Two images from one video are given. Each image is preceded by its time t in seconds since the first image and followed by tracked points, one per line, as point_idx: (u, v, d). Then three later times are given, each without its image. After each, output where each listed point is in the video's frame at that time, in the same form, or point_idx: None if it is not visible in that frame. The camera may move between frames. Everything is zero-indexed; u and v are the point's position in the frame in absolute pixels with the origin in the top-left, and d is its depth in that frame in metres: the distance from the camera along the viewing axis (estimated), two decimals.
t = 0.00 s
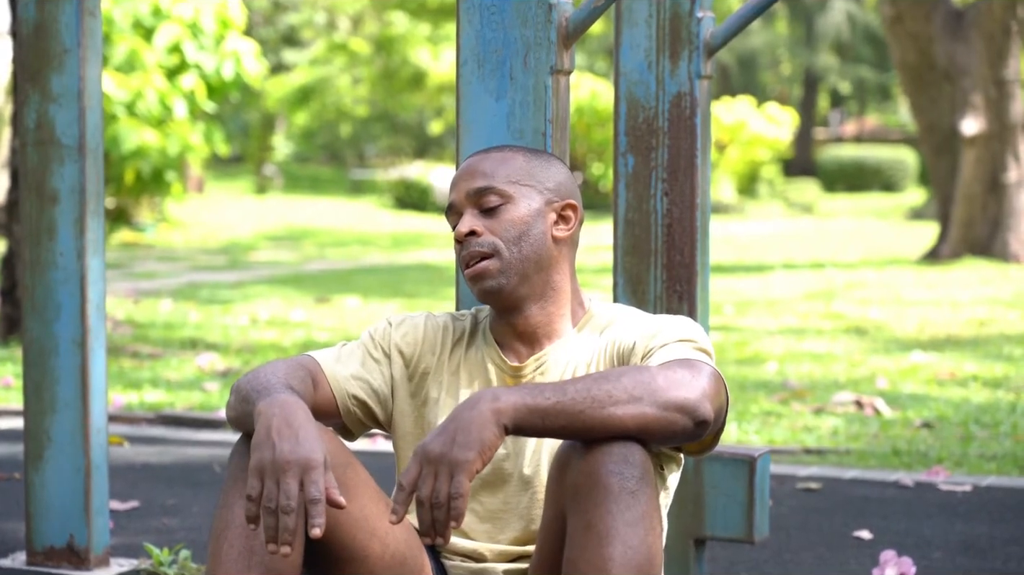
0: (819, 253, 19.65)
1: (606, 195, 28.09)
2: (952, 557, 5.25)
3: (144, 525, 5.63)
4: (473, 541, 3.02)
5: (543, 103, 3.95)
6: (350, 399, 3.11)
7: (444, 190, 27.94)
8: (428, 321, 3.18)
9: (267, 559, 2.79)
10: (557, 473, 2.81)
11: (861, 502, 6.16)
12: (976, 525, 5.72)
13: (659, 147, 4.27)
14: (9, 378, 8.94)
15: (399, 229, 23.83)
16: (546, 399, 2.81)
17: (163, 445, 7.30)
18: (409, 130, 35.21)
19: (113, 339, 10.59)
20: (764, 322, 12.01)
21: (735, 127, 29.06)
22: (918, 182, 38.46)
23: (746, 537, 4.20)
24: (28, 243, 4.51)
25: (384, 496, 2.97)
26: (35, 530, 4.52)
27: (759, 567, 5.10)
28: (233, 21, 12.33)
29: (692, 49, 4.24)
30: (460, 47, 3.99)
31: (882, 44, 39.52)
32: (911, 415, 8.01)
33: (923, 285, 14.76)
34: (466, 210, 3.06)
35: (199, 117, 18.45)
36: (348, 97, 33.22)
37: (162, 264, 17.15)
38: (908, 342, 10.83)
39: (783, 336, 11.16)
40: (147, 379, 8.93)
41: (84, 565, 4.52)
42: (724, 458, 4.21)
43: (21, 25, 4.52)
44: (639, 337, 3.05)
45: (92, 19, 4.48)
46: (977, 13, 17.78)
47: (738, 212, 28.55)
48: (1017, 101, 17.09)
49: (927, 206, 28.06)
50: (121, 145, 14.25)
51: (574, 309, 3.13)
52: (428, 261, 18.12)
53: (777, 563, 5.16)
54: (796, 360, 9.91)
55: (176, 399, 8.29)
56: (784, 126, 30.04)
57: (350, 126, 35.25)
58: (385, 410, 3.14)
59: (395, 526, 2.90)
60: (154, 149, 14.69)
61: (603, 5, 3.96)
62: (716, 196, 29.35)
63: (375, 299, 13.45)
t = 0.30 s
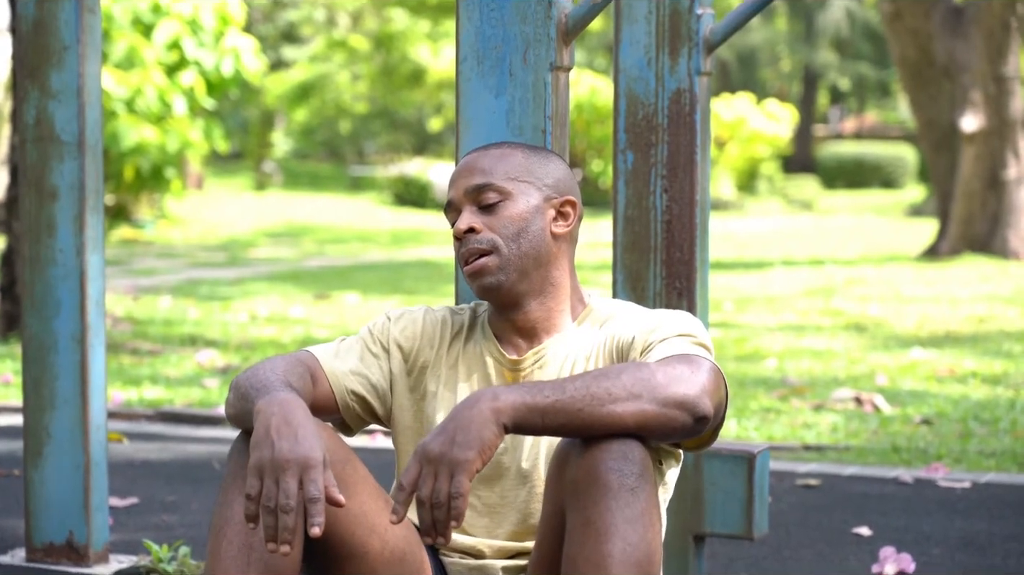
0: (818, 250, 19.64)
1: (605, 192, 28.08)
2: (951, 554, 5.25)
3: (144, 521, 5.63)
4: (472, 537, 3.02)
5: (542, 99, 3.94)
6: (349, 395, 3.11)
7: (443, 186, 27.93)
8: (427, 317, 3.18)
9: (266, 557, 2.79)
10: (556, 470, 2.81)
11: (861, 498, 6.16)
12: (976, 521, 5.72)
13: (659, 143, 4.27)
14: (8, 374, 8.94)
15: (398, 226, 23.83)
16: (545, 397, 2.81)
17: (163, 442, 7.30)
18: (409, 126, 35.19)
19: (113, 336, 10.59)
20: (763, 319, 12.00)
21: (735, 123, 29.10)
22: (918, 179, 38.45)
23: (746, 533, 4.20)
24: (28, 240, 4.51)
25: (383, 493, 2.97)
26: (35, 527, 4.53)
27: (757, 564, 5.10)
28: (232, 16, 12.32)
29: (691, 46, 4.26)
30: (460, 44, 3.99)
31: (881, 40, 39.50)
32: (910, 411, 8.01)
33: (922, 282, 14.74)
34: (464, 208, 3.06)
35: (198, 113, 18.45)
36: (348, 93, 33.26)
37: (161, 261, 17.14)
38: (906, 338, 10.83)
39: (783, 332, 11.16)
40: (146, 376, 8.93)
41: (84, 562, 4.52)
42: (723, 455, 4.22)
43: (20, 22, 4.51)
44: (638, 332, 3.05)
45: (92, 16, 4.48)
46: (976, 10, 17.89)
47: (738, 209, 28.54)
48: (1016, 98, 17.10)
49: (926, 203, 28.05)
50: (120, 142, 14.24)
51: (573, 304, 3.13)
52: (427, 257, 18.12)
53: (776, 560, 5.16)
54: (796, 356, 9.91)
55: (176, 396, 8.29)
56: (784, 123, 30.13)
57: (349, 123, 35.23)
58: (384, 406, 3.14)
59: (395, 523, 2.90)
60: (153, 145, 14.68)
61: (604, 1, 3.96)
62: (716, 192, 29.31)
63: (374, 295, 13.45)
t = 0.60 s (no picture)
0: (817, 247, 19.64)
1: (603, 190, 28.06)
2: (950, 552, 5.25)
3: (143, 519, 5.63)
4: (472, 535, 3.02)
5: (542, 96, 3.94)
6: (348, 393, 3.11)
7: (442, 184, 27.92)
8: (426, 315, 3.17)
9: (265, 555, 2.79)
10: (555, 467, 2.82)
11: (860, 496, 6.16)
12: (975, 519, 5.73)
13: (658, 141, 4.27)
14: (8, 371, 8.93)
15: (397, 224, 23.83)
16: (544, 395, 2.81)
17: (162, 440, 7.30)
18: (408, 124, 35.15)
19: (112, 334, 10.59)
20: (763, 317, 11.99)
21: (734, 121, 29.21)
22: (918, 176, 38.46)
23: (745, 532, 4.20)
24: (28, 238, 4.51)
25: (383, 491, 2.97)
26: (34, 526, 4.53)
27: (757, 561, 5.10)
28: (232, 15, 12.23)
29: (691, 43, 4.26)
30: (459, 41, 3.99)
31: (880, 38, 39.49)
32: (909, 409, 8.01)
33: (922, 280, 14.72)
34: (463, 206, 3.07)
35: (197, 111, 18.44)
36: (347, 91, 33.30)
37: (160, 259, 17.13)
38: (906, 337, 10.83)
39: (782, 330, 11.16)
40: (145, 374, 8.93)
41: (83, 560, 4.52)
42: (723, 452, 4.22)
43: (19, 19, 4.51)
44: (638, 329, 3.05)
45: (91, 14, 4.48)
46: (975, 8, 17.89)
47: (737, 207, 28.53)
48: (1016, 96, 17.11)
49: (926, 201, 28.04)
50: (119, 140, 14.23)
51: (572, 301, 3.13)
52: (426, 255, 18.13)
53: (776, 558, 5.16)
54: (796, 354, 9.92)
55: (175, 394, 8.29)
56: (784, 121, 30.19)
57: (349, 121, 35.22)
58: (383, 403, 3.14)
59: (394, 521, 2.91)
60: (152, 143, 14.67)
61: None
62: (715, 190, 29.29)
63: (373, 293, 13.44)
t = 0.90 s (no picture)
0: (818, 249, 19.63)
1: (604, 191, 28.05)
2: (950, 552, 5.25)
3: (144, 521, 5.63)
4: (472, 537, 3.02)
5: (542, 98, 3.94)
6: (348, 395, 3.11)
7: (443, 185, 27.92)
8: (426, 318, 3.18)
9: (266, 555, 2.78)
10: (556, 468, 2.82)
11: (861, 497, 6.16)
12: (975, 520, 5.73)
13: (658, 142, 4.27)
14: (8, 373, 8.93)
15: (397, 225, 23.83)
16: (546, 394, 2.81)
17: (162, 442, 7.30)
18: (408, 125, 35.14)
19: (112, 335, 10.59)
20: (763, 318, 11.98)
21: (734, 122, 29.24)
22: (918, 177, 38.44)
23: (745, 533, 4.20)
24: (28, 239, 4.51)
25: (384, 492, 2.97)
26: (35, 527, 4.52)
27: (757, 562, 5.11)
28: (232, 15, 12.26)
29: (690, 44, 4.26)
30: (459, 42, 3.99)
31: (881, 39, 39.47)
32: (910, 410, 8.01)
33: (922, 281, 14.70)
34: (461, 207, 3.07)
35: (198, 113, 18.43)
36: (348, 93, 33.29)
37: (161, 260, 17.12)
38: (907, 337, 10.82)
39: (783, 331, 11.16)
40: (146, 375, 8.93)
41: (84, 561, 4.52)
42: (723, 454, 4.22)
43: (19, 20, 4.52)
44: (640, 333, 3.05)
45: (91, 15, 4.48)
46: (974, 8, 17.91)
47: (738, 208, 28.51)
48: (1016, 97, 17.10)
49: (927, 202, 28.01)
50: (119, 141, 14.25)
51: (572, 303, 3.13)
52: (426, 256, 18.14)
53: (777, 559, 5.16)
54: (796, 355, 9.91)
55: (176, 395, 8.28)
56: (784, 122, 30.19)
57: (349, 122, 35.22)
58: (383, 406, 3.14)
59: (394, 522, 2.91)
60: (153, 144, 14.67)
61: None
62: (715, 191, 29.26)
63: (374, 294, 13.44)
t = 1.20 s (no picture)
0: (821, 248, 19.61)
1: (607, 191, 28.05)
2: (954, 552, 5.24)
3: (146, 521, 5.63)
4: (475, 538, 3.02)
5: (544, 98, 3.95)
6: (350, 397, 3.11)
7: (446, 185, 27.92)
8: (429, 319, 3.17)
9: (268, 555, 2.79)
10: (559, 468, 2.82)
11: (863, 497, 6.16)
12: (978, 519, 5.73)
13: (660, 142, 4.27)
14: (10, 374, 8.94)
15: (400, 225, 23.84)
16: (552, 394, 2.81)
17: (165, 442, 7.30)
18: (411, 125, 35.15)
19: (115, 335, 10.60)
20: (766, 318, 11.98)
21: (737, 122, 29.29)
22: (921, 177, 38.44)
23: (748, 532, 4.20)
24: (30, 239, 4.51)
25: (387, 493, 2.97)
26: (38, 527, 4.53)
27: (760, 562, 5.10)
28: (235, 16, 12.30)
29: (693, 44, 4.26)
30: (461, 42, 3.99)
31: (884, 39, 39.46)
32: (913, 409, 8.01)
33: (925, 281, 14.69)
34: (466, 207, 3.06)
35: (200, 113, 18.45)
36: (350, 93, 33.29)
37: (164, 261, 17.13)
38: (910, 337, 10.82)
39: (786, 331, 11.16)
40: (149, 376, 8.94)
41: (86, 562, 4.52)
42: (726, 454, 4.21)
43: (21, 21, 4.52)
44: (644, 335, 3.05)
45: (94, 16, 4.48)
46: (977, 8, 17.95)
47: (740, 208, 28.50)
48: (1018, 96, 17.12)
49: (929, 202, 27.98)
50: (122, 141, 14.29)
51: (576, 305, 3.12)
52: (429, 257, 18.15)
53: (779, 559, 5.16)
54: (798, 355, 9.91)
55: (178, 396, 8.29)
56: (786, 122, 30.20)
57: (352, 122, 35.23)
58: (386, 408, 3.14)
59: (397, 522, 2.91)
60: (155, 145, 14.69)
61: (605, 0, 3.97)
62: (718, 191, 29.24)
63: (376, 295, 13.43)
